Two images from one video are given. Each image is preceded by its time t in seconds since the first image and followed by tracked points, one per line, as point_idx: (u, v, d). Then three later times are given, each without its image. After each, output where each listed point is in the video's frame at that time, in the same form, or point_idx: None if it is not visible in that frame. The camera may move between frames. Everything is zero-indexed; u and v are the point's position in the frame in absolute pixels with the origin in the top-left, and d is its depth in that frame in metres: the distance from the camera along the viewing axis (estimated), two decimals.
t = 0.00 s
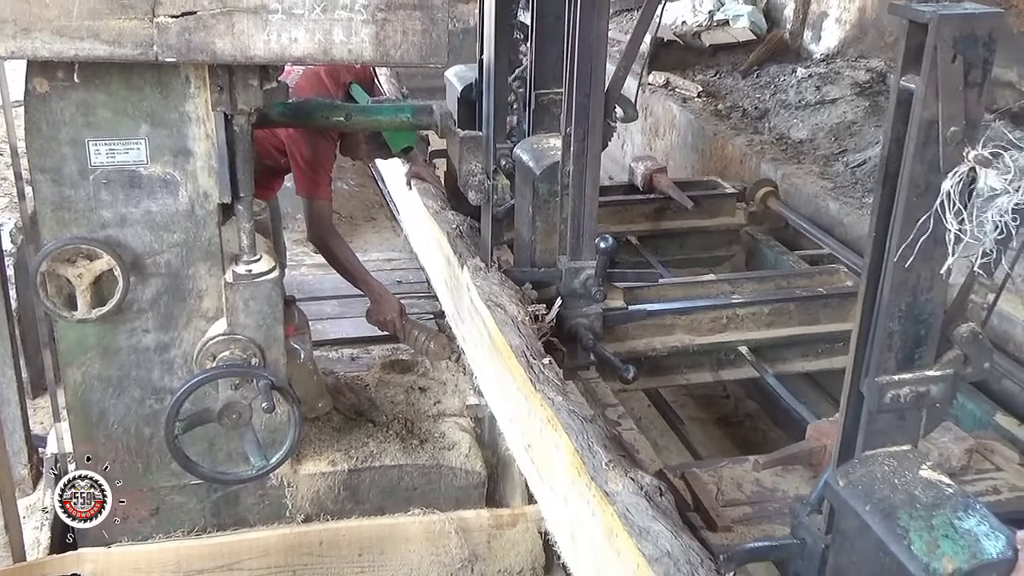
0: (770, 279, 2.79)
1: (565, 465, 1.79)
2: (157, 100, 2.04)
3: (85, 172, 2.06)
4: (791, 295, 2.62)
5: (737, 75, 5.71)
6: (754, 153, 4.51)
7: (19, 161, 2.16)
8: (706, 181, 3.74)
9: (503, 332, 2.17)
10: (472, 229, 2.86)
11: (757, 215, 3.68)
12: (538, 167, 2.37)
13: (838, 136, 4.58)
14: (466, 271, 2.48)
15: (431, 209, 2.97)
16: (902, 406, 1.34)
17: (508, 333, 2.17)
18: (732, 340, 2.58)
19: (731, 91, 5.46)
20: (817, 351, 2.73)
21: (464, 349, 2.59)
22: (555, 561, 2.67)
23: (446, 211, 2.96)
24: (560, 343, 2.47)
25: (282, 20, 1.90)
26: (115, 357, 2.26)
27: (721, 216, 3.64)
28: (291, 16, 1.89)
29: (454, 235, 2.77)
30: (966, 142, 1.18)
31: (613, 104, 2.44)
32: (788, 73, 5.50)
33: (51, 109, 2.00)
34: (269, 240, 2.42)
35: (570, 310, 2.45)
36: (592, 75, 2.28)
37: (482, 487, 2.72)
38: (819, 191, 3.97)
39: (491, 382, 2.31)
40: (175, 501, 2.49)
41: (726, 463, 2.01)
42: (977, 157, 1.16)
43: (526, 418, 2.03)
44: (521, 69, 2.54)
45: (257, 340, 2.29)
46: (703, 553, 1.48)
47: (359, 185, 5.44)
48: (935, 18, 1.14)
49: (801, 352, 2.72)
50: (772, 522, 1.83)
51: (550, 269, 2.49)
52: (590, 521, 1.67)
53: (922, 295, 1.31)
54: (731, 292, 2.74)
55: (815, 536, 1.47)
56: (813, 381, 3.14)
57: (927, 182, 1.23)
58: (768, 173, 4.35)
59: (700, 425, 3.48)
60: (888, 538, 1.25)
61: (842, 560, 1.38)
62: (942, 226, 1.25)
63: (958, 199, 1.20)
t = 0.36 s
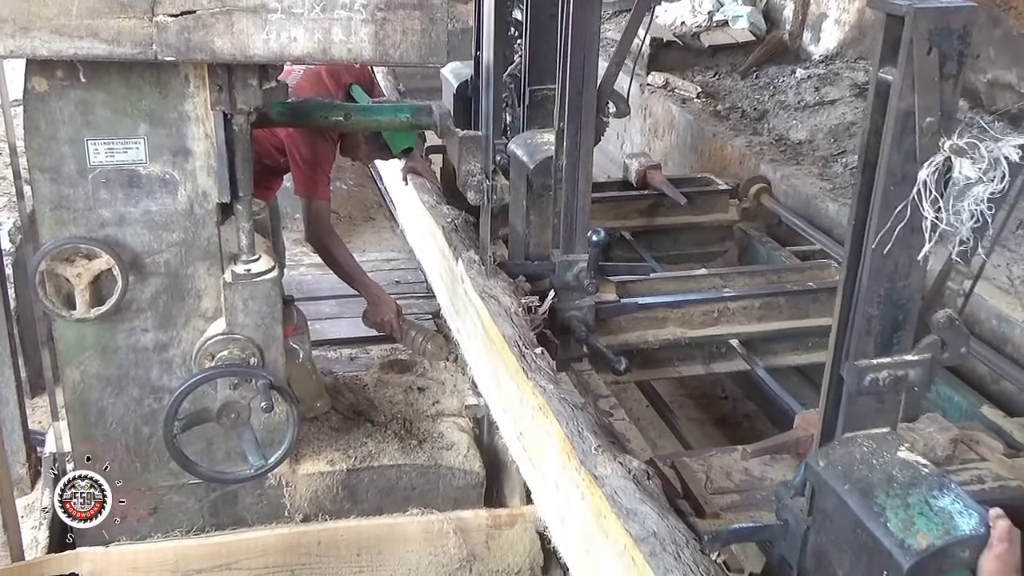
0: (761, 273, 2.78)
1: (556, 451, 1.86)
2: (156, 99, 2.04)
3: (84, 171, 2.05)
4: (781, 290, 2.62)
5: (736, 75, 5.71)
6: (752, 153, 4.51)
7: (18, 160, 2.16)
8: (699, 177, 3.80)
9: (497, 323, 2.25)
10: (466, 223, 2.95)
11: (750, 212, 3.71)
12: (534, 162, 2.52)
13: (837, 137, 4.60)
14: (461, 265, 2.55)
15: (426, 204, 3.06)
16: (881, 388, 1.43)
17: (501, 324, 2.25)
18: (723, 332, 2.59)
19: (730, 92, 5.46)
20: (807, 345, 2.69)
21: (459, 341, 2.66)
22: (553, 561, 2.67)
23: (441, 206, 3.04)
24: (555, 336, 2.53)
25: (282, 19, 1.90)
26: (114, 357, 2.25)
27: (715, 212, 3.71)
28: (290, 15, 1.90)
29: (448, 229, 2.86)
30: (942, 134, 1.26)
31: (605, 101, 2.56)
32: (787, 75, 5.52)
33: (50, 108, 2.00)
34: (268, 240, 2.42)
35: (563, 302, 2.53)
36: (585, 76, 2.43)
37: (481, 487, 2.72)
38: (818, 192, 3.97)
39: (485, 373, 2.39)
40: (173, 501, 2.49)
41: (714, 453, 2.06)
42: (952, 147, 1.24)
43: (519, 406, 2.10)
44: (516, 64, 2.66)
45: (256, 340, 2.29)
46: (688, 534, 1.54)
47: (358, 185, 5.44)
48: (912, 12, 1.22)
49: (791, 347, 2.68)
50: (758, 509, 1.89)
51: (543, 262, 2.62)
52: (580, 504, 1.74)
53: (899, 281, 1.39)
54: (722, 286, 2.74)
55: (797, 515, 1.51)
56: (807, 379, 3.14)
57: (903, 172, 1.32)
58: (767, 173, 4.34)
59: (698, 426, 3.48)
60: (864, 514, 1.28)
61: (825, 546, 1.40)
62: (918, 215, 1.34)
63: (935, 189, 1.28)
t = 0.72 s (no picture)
0: (751, 265, 2.89)
1: (547, 430, 1.94)
2: (156, 96, 2.04)
3: (84, 168, 2.05)
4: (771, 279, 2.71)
5: (736, 74, 5.72)
6: (753, 152, 4.49)
7: (18, 157, 2.16)
8: (692, 170, 3.83)
9: (490, 308, 2.34)
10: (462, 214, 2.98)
11: (742, 205, 3.77)
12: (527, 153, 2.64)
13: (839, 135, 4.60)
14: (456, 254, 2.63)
15: (422, 194, 3.08)
16: (857, 364, 1.45)
17: (495, 309, 2.34)
18: (714, 320, 2.67)
19: (731, 90, 5.46)
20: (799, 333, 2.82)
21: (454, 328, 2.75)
22: (552, 558, 2.68)
23: (437, 197, 3.06)
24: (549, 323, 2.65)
25: (282, 17, 1.90)
26: (114, 354, 2.25)
27: (708, 204, 3.73)
28: (290, 12, 1.90)
29: (444, 219, 2.90)
30: (914, 119, 1.29)
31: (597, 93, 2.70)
32: (787, 73, 5.54)
33: (50, 105, 1.99)
34: (268, 237, 2.42)
35: (555, 290, 2.63)
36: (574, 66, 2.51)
37: (481, 484, 2.72)
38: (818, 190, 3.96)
39: (479, 358, 2.47)
40: (173, 498, 2.49)
41: (704, 437, 2.19)
42: (924, 131, 1.27)
43: (512, 389, 2.18)
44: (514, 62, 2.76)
45: (256, 337, 2.29)
46: (672, 509, 1.62)
47: (358, 183, 5.45)
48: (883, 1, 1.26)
49: (782, 336, 2.82)
50: (744, 490, 2.00)
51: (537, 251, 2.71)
52: (568, 482, 1.83)
53: (875, 262, 1.42)
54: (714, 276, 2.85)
55: (778, 490, 1.50)
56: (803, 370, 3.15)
57: (878, 155, 1.34)
58: (768, 172, 4.31)
59: (697, 424, 3.49)
60: (839, 486, 1.27)
61: (803, 517, 1.38)
62: (892, 196, 1.37)
63: (908, 171, 1.30)
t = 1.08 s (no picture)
0: (741, 254, 3.33)
1: (538, 411, 2.04)
2: (156, 92, 2.04)
3: (84, 164, 2.05)
4: (760, 269, 3.18)
5: (738, 71, 5.73)
6: (754, 149, 4.48)
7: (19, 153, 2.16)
8: (685, 164, 4.18)
9: (482, 292, 2.44)
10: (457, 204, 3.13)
11: (735, 196, 4.12)
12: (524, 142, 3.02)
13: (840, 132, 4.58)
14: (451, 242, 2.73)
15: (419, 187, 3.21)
16: (834, 342, 1.63)
17: (486, 294, 2.44)
18: (704, 307, 3.13)
19: (731, 87, 5.46)
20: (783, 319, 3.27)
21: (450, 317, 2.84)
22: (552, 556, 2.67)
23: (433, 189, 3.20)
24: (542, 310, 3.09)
25: (283, 13, 1.90)
26: (114, 350, 2.25)
27: (701, 195, 4.10)
28: (291, 9, 1.90)
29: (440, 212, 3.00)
30: (887, 103, 1.50)
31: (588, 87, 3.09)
32: (789, 70, 5.55)
33: (50, 101, 1.99)
34: (268, 233, 2.41)
35: (552, 279, 3.06)
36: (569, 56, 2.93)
37: (481, 481, 2.72)
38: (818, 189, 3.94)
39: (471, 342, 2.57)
40: (173, 494, 2.49)
41: (693, 420, 2.53)
42: (897, 116, 1.46)
43: (504, 371, 2.28)
44: (509, 64, 3.20)
45: (256, 334, 2.29)
46: (656, 482, 1.74)
47: (359, 179, 5.46)
48: None
49: (772, 324, 3.26)
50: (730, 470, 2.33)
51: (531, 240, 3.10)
52: (558, 460, 1.93)
53: (850, 243, 1.63)
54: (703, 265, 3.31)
55: (759, 466, 1.60)
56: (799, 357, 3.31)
57: (853, 139, 1.55)
58: (769, 170, 4.29)
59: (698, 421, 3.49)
60: (815, 457, 1.35)
61: (782, 489, 1.45)
62: (866, 179, 1.58)
63: (881, 154, 1.51)
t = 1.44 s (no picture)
0: (729, 242, 3.51)
1: (525, 386, 2.10)
2: (154, 90, 2.03)
3: (82, 162, 2.05)
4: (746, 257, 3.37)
5: (738, 67, 5.72)
6: (754, 146, 4.46)
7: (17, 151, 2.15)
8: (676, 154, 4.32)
9: (474, 277, 2.53)
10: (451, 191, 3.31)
11: (726, 185, 4.23)
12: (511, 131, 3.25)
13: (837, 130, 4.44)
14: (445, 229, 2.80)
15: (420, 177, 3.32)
16: (804, 314, 1.89)
17: (478, 278, 2.53)
18: (689, 294, 3.34)
19: (731, 84, 5.45)
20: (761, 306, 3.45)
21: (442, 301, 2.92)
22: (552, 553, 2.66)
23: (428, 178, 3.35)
24: (536, 295, 3.26)
25: (281, 10, 1.89)
26: (113, 348, 2.25)
27: (692, 185, 4.23)
28: (289, 6, 1.89)
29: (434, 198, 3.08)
30: (852, 86, 1.75)
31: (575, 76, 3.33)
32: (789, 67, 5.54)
33: (48, 99, 1.99)
34: (268, 231, 2.41)
35: (542, 265, 3.24)
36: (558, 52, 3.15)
37: (480, 479, 2.71)
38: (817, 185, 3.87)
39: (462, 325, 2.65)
40: (172, 492, 2.49)
41: (678, 402, 2.79)
42: (863, 98, 1.70)
43: (493, 350, 2.35)
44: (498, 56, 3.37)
45: (255, 332, 2.29)
46: (636, 453, 1.81)
47: (358, 177, 5.46)
48: None
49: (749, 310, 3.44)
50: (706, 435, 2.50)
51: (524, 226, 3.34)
52: (544, 434, 1.98)
53: (820, 219, 1.90)
54: (693, 252, 3.49)
55: (736, 437, 1.77)
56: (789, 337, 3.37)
57: (820, 122, 1.82)
58: (768, 168, 4.29)
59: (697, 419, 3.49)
60: (786, 424, 1.50)
61: (756, 457, 1.61)
62: (833, 158, 1.83)
63: (848, 133, 1.73)
